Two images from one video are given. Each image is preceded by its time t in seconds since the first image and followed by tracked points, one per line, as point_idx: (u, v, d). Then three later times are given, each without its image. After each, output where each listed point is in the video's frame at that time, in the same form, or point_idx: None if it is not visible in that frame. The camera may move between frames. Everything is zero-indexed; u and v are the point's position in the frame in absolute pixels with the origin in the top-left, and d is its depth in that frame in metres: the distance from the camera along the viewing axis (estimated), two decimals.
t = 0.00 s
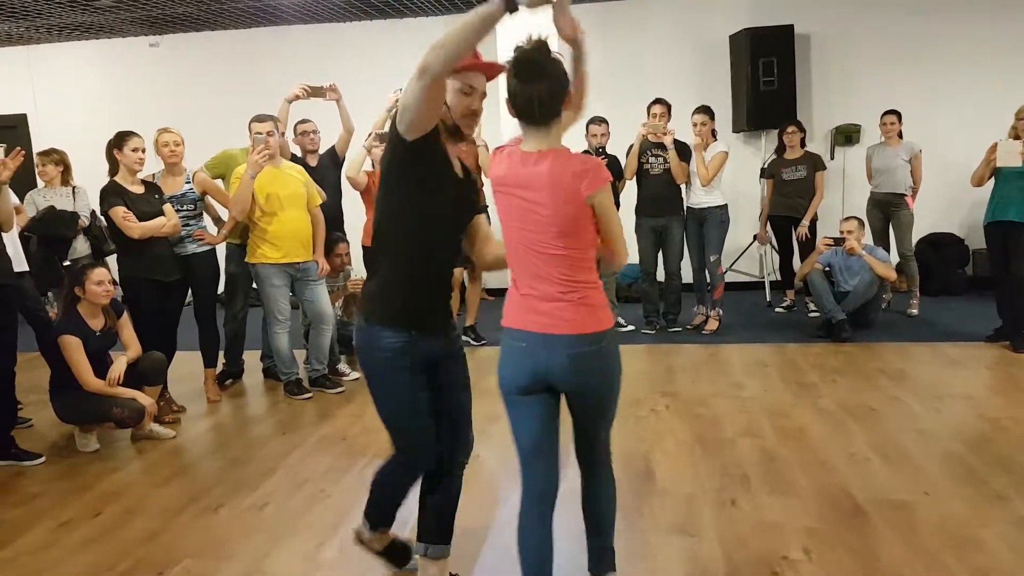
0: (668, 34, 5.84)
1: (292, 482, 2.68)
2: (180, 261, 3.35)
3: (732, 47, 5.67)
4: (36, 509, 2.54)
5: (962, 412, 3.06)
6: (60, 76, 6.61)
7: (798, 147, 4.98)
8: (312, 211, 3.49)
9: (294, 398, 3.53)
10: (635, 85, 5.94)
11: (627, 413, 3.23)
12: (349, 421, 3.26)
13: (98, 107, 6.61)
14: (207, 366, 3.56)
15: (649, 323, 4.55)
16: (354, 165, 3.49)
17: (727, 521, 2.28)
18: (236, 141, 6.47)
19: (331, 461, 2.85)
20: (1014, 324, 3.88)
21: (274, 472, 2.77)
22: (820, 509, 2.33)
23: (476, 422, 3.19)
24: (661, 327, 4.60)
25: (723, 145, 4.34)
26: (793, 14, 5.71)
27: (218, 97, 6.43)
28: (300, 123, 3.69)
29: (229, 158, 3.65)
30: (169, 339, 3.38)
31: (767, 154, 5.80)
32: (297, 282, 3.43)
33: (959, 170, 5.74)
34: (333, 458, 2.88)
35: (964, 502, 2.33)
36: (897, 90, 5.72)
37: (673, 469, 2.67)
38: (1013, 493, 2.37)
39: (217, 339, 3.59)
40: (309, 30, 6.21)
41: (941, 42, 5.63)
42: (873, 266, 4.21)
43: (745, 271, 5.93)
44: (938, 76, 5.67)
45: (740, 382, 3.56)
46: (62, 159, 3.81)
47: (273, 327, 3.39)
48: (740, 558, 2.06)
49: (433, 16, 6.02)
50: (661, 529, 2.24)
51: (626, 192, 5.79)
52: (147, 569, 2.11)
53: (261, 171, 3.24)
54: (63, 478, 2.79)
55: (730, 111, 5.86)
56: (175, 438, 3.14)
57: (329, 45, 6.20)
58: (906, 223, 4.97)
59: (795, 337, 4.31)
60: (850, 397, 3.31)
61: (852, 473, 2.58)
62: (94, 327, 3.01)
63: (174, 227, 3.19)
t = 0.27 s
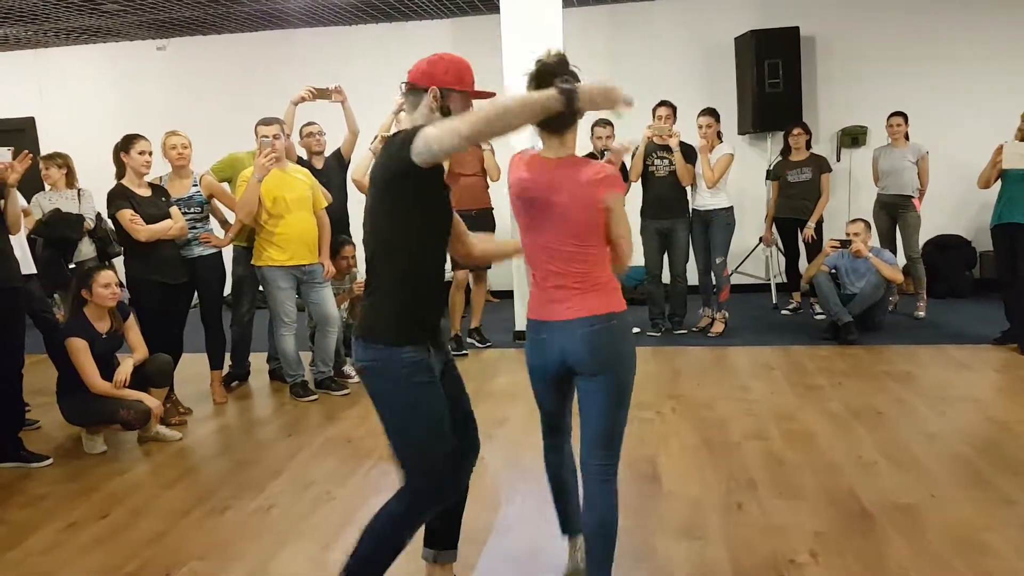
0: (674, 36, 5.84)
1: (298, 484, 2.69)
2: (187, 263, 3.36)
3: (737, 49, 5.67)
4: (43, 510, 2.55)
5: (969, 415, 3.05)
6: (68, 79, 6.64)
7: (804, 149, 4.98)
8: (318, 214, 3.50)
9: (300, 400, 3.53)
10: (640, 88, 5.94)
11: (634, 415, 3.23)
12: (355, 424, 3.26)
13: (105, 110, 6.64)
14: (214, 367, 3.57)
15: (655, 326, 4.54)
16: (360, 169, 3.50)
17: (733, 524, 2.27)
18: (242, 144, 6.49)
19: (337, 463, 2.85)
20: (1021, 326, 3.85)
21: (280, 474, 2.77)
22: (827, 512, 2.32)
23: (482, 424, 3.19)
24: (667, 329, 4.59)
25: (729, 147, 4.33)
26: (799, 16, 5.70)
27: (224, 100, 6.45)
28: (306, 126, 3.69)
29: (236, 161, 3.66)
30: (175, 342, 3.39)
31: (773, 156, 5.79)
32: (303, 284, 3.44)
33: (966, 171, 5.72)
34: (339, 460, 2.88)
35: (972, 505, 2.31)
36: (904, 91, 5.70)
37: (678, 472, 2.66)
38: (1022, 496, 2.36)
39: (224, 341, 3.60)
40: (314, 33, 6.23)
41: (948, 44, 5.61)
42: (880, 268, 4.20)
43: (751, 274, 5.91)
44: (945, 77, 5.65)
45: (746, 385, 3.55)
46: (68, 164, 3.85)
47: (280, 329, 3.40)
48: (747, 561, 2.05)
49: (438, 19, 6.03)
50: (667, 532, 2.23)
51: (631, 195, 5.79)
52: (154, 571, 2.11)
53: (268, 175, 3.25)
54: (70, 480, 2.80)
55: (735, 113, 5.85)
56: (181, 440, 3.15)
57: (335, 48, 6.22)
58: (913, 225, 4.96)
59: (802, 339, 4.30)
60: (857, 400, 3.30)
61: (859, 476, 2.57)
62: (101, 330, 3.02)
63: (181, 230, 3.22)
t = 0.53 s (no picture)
0: (682, 38, 5.83)
1: (305, 485, 2.69)
2: (196, 266, 3.38)
3: (746, 52, 5.65)
4: (54, 511, 2.56)
5: (980, 419, 3.02)
6: (79, 83, 6.70)
7: (813, 151, 4.95)
8: (326, 216, 3.51)
9: (308, 402, 3.54)
10: (649, 90, 5.94)
11: (642, 418, 3.22)
12: (363, 426, 3.26)
13: (115, 113, 6.69)
14: (223, 369, 3.59)
15: (664, 328, 4.53)
16: (368, 171, 3.52)
17: (741, 529, 2.26)
18: (251, 147, 6.52)
19: (345, 465, 2.86)
20: None
21: (288, 476, 2.78)
22: (836, 517, 2.30)
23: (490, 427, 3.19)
24: (676, 332, 4.58)
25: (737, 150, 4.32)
26: (808, 18, 5.68)
27: (233, 103, 6.49)
28: (314, 128, 3.70)
29: (245, 163, 3.68)
30: (184, 343, 3.40)
31: (782, 158, 5.77)
32: (311, 287, 3.45)
33: (976, 174, 5.68)
34: (346, 462, 2.89)
35: (982, 510, 2.30)
36: (913, 94, 5.68)
37: (687, 476, 2.65)
38: None
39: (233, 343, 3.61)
40: (323, 37, 6.26)
41: (958, 46, 5.58)
42: (889, 271, 4.17)
43: (759, 276, 5.89)
44: (955, 79, 5.62)
45: (755, 388, 3.54)
46: (71, 165, 3.89)
47: (288, 331, 3.41)
48: (755, 566, 2.04)
49: (446, 23, 6.05)
50: (675, 536, 2.22)
51: (639, 197, 5.78)
52: (162, 571, 2.12)
53: (277, 177, 3.26)
54: (80, 480, 2.82)
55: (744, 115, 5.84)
56: (190, 442, 3.16)
57: (344, 52, 6.24)
58: (924, 228, 4.93)
59: (811, 343, 4.28)
60: (866, 403, 3.28)
61: (869, 480, 2.55)
62: (110, 331, 3.04)
63: (191, 232, 3.24)
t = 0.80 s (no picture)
0: (690, 39, 5.82)
1: (315, 487, 2.70)
2: (206, 268, 3.39)
3: (754, 52, 5.64)
4: (66, 512, 2.58)
5: (992, 421, 3.00)
6: (88, 87, 6.73)
7: (823, 152, 4.94)
8: (335, 219, 3.51)
9: (318, 404, 3.55)
10: (657, 91, 5.93)
11: (652, 420, 3.21)
12: (372, 427, 3.27)
13: (124, 116, 6.72)
14: (232, 371, 3.60)
15: (673, 330, 4.53)
16: (376, 174, 3.53)
17: (752, 530, 2.25)
18: (259, 150, 6.54)
19: (355, 466, 2.87)
20: None
21: (298, 477, 2.79)
22: (847, 518, 2.30)
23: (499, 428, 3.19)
24: (684, 334, 4.57)
25: (746, 151, 4.30)
26: (817, 18, 5.66)
27: (242, 106, 6.51)
28: (323, 130, 3.71)
29: (254, 166, 3.69)
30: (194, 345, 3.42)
31: (791, 158, 5.75)
32: (320, 289, 3.46)
33: (987, 174, 5.65)
34: (356, 463, 2.89)
35: (994, 511, 2.29)
36: (923, 94, 5.65)
37: (697, 478, 2.65)
38: None
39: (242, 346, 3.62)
40: (331, 39, 6.27)
41: (968, 45, 5.55)
42: (899, 272, 4.15)
43: (768, 277, 5.88)
44: (965, 79, 5.59)
45: (765, 390, 3.53)
46: (78, 168, 3.88)
47: (297, 333, 3.42)
48: (766, 568, 2.03)
49: (453, 25, 6.06)
50: (685, 538, 2.22)
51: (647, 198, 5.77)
52: (173, 573, 2.13)
53: (286, 180, 3.27)
54: (91, 482, 2.83)
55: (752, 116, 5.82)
56: (200, 443, 3.17)
57: (353, 55, 6.26)
58: (934, 229, 4.90)
59: (820, 344, 4.26)
60: (876, 405, 3.27)
61: (879, 482, 2.54)
62: (121, 334, 3.05)
63: (200, 234, 3.25)
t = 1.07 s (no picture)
0: (694, 37, 5.82)
1: (319, 485, 2.70)
2: (209, 267, 3.39)
3: (759, 50, 5.64)
4: (71, 510, 2.58)
5: (996, 420, 3.00)
6: (91, 85, 6.72)
7: (827, 151, 4.93)
8: (339, 217, 3.51)
9: (322, 403, 3.55)
10: (661, 90, 5.93)
11: (657, 419, 3.21)
12: (377, 426, 3.26)
13: (126, 115, 6.71)
14: (236, 370, 3.59)
15: (677, 328, 4.52)
16: (381, 172, 3.52)
17: (756, 529, 2.25)
18: (262, 148, 6.54)
19: (359, 465, 2.86)
20: None
21: (302, 476, 2.79)
22: (851, 517, 2.30)
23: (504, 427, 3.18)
24: (688, 332, 4.57)
25: (750, 149, 4.30)
26: (821, 17, 5.66)
27: (245, 104, 6.50)
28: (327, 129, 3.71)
29: (257, 165, 3.68)
30: (197, 344, 3.41)
31: (794, 157, 5.75)
32: (325, 287, 3.45)
33: (990, 172, 5.65)
34: (360, 462, 2.89)
35: (999, 510, 2.28)
36: (926, 92, 5.65)
37: (701, 476, 2.65)
38: None
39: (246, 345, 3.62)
40: (335, 38, 6.26)
41: (972, 43, 5.55)
42: (903, 270, 4.14)
43: (772, 276, 5.88)
44: (968, 77, 5.59)
45: (770, 388, 3.53)
46: (81, 168, 3.89)
47: (302, 332, 3.41)
48: (771, 567, 2.03)
49: (458, 23, 6.05)
50: (690, 537, 2.22)
51: (651, 197, 5.77)
52: (178, 572, 2.12)
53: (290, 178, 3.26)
54: (95, 481, 2.83)
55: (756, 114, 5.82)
56: (203, 442, 3.17)
57: (356, 53, 6.25)
58: (937, 228, 4.90)
59: (824, 342, 4.26)
60: (881, 403, 3.27)
61: (884, 481, 2.54)
62: (124, 332, 3.05)
63: (203, 233, 3.24)
